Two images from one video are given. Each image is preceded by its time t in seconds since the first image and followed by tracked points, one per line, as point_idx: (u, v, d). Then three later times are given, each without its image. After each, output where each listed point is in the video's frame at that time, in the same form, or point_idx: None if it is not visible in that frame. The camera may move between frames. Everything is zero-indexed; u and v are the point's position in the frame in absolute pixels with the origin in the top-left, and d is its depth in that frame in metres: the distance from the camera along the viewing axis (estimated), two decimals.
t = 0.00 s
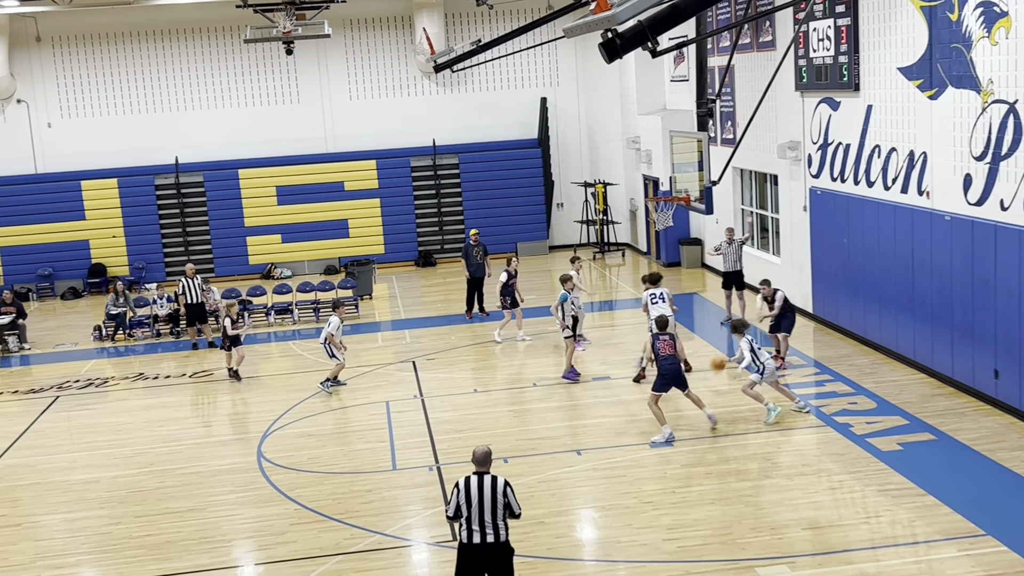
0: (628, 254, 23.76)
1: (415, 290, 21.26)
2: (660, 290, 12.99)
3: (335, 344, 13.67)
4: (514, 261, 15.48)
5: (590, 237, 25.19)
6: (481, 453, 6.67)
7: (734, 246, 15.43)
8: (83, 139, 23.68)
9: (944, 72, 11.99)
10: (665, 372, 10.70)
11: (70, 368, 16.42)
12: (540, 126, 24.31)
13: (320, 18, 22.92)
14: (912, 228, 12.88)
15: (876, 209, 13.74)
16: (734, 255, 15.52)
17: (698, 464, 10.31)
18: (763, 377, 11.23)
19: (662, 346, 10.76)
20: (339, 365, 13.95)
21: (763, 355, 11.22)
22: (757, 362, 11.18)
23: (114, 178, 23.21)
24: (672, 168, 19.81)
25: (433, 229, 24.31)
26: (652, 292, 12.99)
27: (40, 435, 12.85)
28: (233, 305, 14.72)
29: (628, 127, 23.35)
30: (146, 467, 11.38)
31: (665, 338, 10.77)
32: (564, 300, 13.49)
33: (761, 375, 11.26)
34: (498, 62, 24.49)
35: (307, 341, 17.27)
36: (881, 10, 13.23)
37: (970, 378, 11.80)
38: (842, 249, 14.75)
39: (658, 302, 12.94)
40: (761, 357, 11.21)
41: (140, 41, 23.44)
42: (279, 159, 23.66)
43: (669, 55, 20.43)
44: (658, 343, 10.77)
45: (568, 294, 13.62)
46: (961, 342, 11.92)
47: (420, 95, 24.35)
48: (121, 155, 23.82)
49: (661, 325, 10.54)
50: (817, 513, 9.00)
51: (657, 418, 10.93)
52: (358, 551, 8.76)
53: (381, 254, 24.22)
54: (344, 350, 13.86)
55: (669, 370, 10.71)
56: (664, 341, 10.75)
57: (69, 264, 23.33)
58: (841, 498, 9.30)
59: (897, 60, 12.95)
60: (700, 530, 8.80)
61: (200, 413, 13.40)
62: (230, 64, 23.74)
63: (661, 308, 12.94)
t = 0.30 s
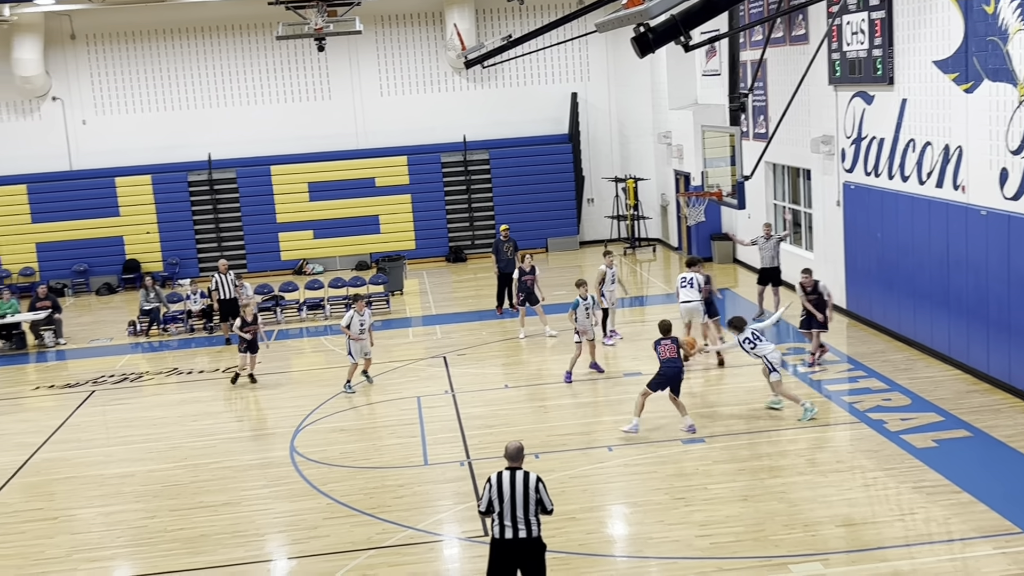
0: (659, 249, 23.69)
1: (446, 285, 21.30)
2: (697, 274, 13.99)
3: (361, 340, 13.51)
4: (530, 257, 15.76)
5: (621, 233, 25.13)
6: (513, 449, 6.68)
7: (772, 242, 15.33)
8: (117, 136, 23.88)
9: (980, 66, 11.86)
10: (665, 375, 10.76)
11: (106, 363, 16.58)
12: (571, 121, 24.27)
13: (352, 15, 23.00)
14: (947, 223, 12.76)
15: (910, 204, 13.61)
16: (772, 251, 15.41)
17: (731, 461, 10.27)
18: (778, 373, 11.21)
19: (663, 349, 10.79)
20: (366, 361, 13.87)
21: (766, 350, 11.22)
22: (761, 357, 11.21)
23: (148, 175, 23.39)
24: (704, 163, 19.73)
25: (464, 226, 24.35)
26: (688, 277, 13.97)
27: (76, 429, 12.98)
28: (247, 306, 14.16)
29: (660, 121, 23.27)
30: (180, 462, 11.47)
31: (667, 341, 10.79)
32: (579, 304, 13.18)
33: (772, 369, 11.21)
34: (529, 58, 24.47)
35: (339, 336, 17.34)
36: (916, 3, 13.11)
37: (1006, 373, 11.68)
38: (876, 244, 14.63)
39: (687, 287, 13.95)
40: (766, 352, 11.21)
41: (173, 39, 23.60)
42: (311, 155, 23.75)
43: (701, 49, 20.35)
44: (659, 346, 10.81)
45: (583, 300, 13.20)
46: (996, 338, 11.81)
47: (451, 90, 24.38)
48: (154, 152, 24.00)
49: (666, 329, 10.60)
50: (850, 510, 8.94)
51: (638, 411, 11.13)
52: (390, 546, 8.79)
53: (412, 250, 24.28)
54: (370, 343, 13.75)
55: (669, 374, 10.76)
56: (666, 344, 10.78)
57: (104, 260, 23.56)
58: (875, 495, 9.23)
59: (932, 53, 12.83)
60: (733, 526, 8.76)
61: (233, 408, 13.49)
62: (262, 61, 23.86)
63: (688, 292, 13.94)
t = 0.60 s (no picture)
0: (701, 242, 23.57)
1: (487, 278, 21.33)
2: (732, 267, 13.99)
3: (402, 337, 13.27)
4: (557, 251, 15.64)
5: (663, 226, 25.04)
6: (557, 442, 6.66)
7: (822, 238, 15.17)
8: (162, 130, 24.11)
9: None
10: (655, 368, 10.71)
11: (151, 355, 16.76)
12: (612, 113, 24.17)
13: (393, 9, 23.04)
14: (996, 215, 12.58)
15: (958, 196, 13.44)
16: (820, 247, 15.24)
17: (775, 456, 10.19)
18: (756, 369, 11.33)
19: (657, 342, 10.67)
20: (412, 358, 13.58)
21: (756, 343, 11.30)
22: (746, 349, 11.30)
23: (193, 169, 23.60)
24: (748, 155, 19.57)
25: (505, 219, 24.36)
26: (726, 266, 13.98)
27: (123, 420, 13.14)
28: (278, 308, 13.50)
29: (703, 113, 23.11)
30: (225, 453, 11.57)
31: (662, 335, 10.64)
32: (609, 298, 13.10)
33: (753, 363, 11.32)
34: (570, 50, 24.39)
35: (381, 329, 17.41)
36: None
37: None
38: (922, 237, 14.45)
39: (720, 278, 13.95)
40: (754, 346, 11.30)
41: (216, 34, 23.77)
42: (353, 149, 23.85)
43: (745, 41, 20.20)
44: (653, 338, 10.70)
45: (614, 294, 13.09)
46: None
47: (492, 84, 24.37)
48: (199, 146, 24.21)
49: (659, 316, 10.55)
50: (896, 505, 8.84)
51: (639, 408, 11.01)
52: (433, 538, 8.82)
53: (453, 243, 24.33)
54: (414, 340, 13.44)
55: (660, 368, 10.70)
56: (660, 338, 10.64)
57: (150, 253, 23.80)
58: (921, 491, 9.12)
59: (981, 43, 12.64)
60: (777, 521, 8.69)
61: (277, 400, 13.59)
62: (305, 56, 23.98)
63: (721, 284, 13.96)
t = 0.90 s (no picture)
0: (738, 237, 23.46)
1: (522, 273, 21.34)
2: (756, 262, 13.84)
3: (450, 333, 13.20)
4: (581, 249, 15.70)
5: (699, 221, 24.94)
6: (592, 437, 6.65)
7: (862, 235, 15.01)
8: (201, 126, 24.30)
9: None
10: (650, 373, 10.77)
11: (190, 348, 16.93)
12: (649, 107, 24.08)
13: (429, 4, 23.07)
14: None
15: (999, 191, 13.28)
16: (859, 244, 15.07)
17: (812, 452, 10.12)
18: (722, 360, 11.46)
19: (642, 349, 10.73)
20: (456, 354, 13.52)
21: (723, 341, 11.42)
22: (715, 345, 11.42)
23: (231, 164, 23.78)
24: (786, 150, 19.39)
25: (540, 213, 24.34)
26: (747, 262, 13.83)
27: (163, 413, 13.28)
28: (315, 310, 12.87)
29: (741, 107, 22.97)
30: (262, 446, 11.66)
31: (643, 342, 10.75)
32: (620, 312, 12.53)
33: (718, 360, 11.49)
34: (607, 44, 24.32)
35: (417, 323, 17.46)
36: None
37: None
38: (963, 232, 14.30)
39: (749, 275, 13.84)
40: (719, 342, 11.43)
41: (254, 30, 23.92)
42: (390, 144, 23.94)
43: (783, 34, 20.07)
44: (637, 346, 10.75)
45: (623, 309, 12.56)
46: None
47: (528, 79, 24.36)
48: (237, 142, 24.38)
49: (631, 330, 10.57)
50: (935, 503, 8.76)
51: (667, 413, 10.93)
52: (469, 532, 8.84)
53: (489, 238, 24.36)
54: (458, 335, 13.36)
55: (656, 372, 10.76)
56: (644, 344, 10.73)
57: (189, 248, 24.02)
58: (960, 488, 9.03)
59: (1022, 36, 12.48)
60: (815, 518, 8.64)
61: (314, 393, 13.68)
62: (341, 51, 24.08)
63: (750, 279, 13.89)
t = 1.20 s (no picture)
0: (783, 231, 23.28)
1: (566, 267, 21.33)
2: (771, 261, 13.96)
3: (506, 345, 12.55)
4: (611, 247, 15.87)
5: (745, 215, 24.79)
6: (637, 432, 6.64)
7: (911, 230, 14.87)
8: (247, 121, 24.52)
9: None
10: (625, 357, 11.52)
11: (237, 341, 17.10)
12: (694, 101, 23.94)
13: None
14: None
15: None
16: (908, 239, 14.95)
17: (860, 449, 10.03)
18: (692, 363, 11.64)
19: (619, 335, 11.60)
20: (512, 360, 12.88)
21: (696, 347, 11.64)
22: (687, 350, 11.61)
23: (277, 159, 23.97)
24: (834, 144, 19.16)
25: (584, 208, 24.30)
26: (765, 258, 14.01)
27: (210, 405, 13.43)
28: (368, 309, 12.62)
29: (787, 100, 22.79)
30: (308, 438, 11.76)
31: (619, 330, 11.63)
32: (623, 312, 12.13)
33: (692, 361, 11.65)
34: (652, 37, 24.22)
35: (461, 317, 17.50)
36: None
37: None
38: (1015, 227, 14.08)
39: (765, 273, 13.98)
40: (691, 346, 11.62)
41: (300, 25, 24.09)
42: (434, 138, 24.02)
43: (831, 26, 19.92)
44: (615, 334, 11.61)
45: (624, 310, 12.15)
46: None
47: (573, 72, 24.33)
48: (283, 137, 24.58)
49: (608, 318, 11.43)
50: (985, 500, 8.65)
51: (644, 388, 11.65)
52: (513, 525, 8.86)
53: (533, 232, 24.35)
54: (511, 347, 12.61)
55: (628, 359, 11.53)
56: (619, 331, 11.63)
57: (236, 242, 24.25)
58: (1011, 486, 8.91)
59: None
60: (862, 515, 8.57)
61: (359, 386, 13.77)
62: (386, 46, 24.19)
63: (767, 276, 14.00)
